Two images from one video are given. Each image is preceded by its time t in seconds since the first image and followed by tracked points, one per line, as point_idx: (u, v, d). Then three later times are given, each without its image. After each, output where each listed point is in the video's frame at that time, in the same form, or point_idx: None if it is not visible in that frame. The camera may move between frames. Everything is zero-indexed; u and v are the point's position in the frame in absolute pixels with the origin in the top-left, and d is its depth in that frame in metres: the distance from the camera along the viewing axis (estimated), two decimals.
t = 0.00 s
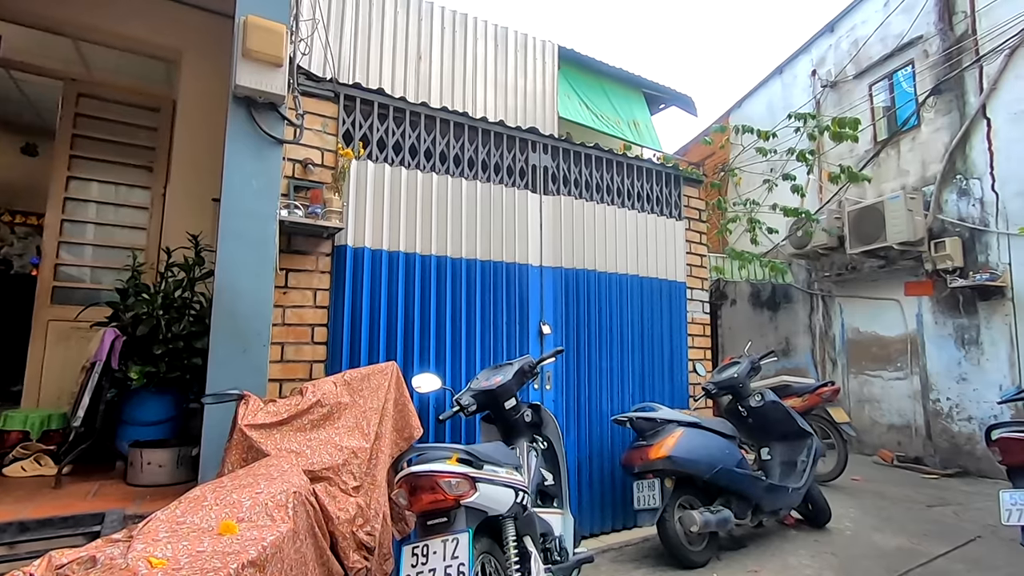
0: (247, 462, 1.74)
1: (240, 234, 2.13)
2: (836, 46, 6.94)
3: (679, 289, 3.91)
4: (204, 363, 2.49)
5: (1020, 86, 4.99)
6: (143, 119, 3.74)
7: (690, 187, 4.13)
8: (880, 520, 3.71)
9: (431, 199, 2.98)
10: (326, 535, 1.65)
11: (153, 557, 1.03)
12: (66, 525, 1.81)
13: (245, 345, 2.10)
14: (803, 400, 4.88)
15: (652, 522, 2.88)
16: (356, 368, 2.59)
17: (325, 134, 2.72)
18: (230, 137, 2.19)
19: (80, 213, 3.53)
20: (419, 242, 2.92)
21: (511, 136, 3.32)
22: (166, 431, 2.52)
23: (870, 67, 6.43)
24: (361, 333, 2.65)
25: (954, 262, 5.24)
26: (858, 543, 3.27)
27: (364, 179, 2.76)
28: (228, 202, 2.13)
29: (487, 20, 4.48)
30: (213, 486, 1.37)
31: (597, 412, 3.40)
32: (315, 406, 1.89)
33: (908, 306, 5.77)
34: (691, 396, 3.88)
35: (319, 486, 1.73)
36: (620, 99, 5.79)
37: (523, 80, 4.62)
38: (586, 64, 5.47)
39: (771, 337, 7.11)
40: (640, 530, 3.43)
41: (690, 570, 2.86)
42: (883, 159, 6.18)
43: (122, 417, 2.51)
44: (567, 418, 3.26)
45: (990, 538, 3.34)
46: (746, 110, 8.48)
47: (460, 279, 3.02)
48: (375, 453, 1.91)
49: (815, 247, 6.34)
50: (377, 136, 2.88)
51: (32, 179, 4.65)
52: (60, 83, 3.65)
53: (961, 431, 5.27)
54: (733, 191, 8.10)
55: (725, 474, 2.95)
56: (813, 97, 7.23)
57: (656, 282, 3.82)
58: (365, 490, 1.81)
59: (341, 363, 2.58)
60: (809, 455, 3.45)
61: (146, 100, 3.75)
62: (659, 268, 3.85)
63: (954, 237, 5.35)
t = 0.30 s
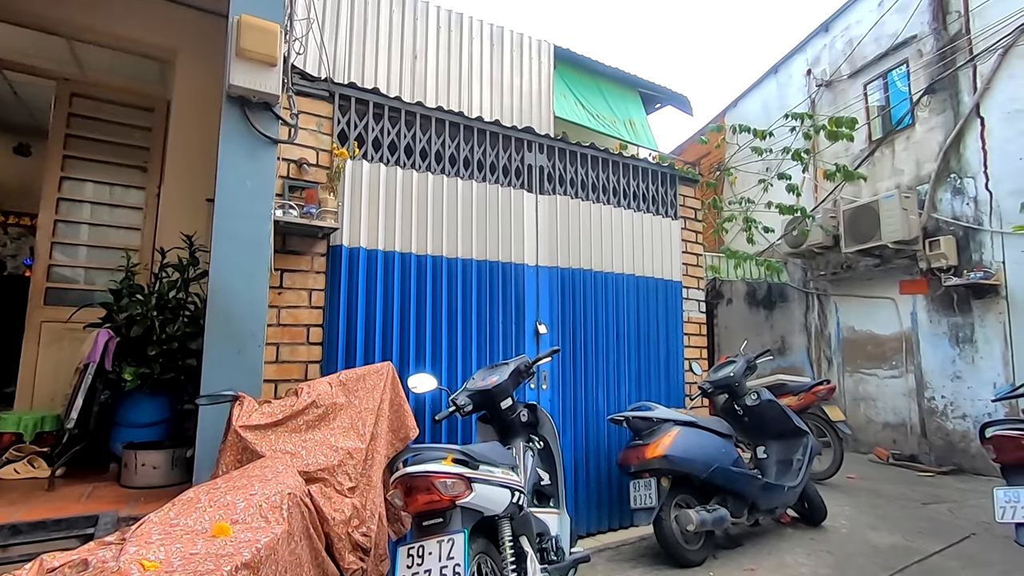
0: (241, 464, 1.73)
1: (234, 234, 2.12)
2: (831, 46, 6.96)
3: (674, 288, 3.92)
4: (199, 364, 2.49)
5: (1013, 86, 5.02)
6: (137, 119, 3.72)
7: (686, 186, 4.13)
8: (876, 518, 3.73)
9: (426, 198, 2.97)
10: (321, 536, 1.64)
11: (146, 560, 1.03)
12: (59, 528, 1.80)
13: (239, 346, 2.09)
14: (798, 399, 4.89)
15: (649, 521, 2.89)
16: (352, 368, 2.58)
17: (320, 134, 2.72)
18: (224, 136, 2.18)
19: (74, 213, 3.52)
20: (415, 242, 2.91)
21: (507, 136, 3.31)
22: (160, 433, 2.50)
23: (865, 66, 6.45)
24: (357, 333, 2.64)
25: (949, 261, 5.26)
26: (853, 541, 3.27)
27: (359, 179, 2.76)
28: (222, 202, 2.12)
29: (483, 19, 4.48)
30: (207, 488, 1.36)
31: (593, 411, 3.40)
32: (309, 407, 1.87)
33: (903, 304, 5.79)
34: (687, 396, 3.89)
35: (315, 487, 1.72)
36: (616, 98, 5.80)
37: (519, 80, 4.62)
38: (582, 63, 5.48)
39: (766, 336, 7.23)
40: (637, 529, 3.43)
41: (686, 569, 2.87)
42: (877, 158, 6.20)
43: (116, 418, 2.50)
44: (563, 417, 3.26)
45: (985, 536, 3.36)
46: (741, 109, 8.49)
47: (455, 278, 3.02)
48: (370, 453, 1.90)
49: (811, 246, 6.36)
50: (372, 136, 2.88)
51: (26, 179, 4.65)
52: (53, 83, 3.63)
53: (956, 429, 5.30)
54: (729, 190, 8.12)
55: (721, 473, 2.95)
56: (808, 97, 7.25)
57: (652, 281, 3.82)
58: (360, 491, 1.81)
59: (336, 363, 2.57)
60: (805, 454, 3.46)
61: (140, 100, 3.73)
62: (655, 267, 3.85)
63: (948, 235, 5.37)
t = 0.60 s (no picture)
0: (237, 466, 1.72)
1: (229, 236, 2.12)
2: (827, 46, 6.98)
3: (671, 288, 3.92)
4: (195, 366, 2.47)
5: (1008, 86, 5.04)
6: (132, 121, 3.71)
7: (682, 186, 4.13)
8: (873, 517, 3.73)
9: (423, 199, 2.97)
10: (317, 538, 1.64)
11: (140, 564, 1.02)
12: (54, 532, 1.78)
13: (235, 348, 2.08)
14: (796, 399, 4.91)
15: (646, 522, 2.86)
16: (349, 370, 2.58)
17: (316, 136, 2.71)
18: (219, 138, 2.18)
19: (69, 215, 3.50)
20: (412, 243, 2.91)
21: (504, 136, 3.31)
22: (155, 436, 2.50)
23: (860, 67, 6.47)
24: (353, 334, 2.64)
25: (944, 261, 5.28)
26: (851, 541, 3.28)
27: (356, 180, 2.75)
28: (217, 204, 2.12)
29: (479, 20, 4.48)
30: (203, 491, 1.35)
31: (591, 412, 3.40)
32: (306, 409, 1.87)
33: (899, 304, 5.80)
34: (684, 396, 3.89)
35: (311, 489, 1.71)
36: (612, 99, 5.81)
37: (515, 81, 4.62)
38: (578, 64, 5.48)
39: (763, 337, 7.19)
40: (635, 530, 3.43)
41: (683, 569, 2.87)
42: (873, 159, 6.22)
43: (111, 421, 2.49)
44: (561, 419, 3.26)
45: (981, 535, 3.37)
46: (737, 110, 8.51)
47: (452, 279, 3.01)
48: (367, 455, 1.90)
49: (807, 246, 6.38)
50: (368, 137, 2.87)
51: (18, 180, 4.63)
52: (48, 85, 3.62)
53: (952, 428, 5.31)
54: (726, 191, 8.14)
55: (718, 473, 2.95)
56: (804, 97, 7.27)
57: (649, 282, 3.82)
58: (357, 493, 1.81)
59: (333, 365, 2.57)
60: (802, 454, 3.47)
61: (135, 101, 3.72)
62: (652, 268, 3.85)
63: (943, 235, 5.39)
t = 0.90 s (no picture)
0: (235, 467, 1.72)
1: (227, 236, 2.11)
2: (824, 46, 6.99)
3: (670, 288, 3.92)
4: (193, 367, 2.46)
5: (1005, 85, 5.05)
6: (129, 121, 3.70)
7: (681, 186, 4.14)
8: (871, 516, 3.74)
9: (421, 199, 2.97)
10: (316, 539, 1.63)
11: (137, 565, 1.02)
12: (51, 533, 1.78)
13: (233, 348, 2.08)
14: (794, 398, 4.93)
15: (645, 520, 2.86)
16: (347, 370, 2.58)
17: (314, 135, 2.71)
18: (217, 138, 2.17)
19: (66, 216, 3.49)
20: (410, 242, 2.90)
21: (502, 136, 3.31)
22: (153, 437, 2.50)
23: (857, 66, 6.48)
24: (352, 334, 2.64)
25: (942, 259, 5.29)
26: (849, 539, 3.28)
27: (353, 180, 2.75)
28: (214, 204, 2.11)
29: (477, 20, 4.48)
30: (201, 491, 1.35)
31: (589, 411, 3.40)
32: (304, 409, 1.87)
33: (897, 303, 5.82)
34: (683, 395, 3.89)
35: (309, 490, 1.71)
36: (610, 99, 5.81)
37: (514, 81, 4.63)
38: (576, 63, 5.48)
39: (761, 335, 7.32)
40: (634, 529, 3.43)
41: (682, 568, 2.87)
42: (871, 158, 6.24)
43: (109, 422, 2.49)
44: (560, 418, 3.26)
45: (979, 532, 3.38)
46: (735, 109, 8.52)
47: (450, 279, 3.01)
48: (365, 455, 1.90)
49: (805, 245, 6.39)
50: (366, 137, 2.87)
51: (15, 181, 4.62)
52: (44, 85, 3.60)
53: (950, 426, 5.32)
54: (724, 190, 8.16)
55: (717, 472, 2.95)
56: (802, 96, 7.28)
57: (648, 281, 3.82)
58: (355, 493, 1.81)
59: (332, 365, 2.57)
60: (800, 452, 3.47)
61: (131, 101, 3.71)
62: (651, 267, 3.85)
63: (941, 234, 5.41)
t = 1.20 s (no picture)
0: (234, 469, 1.72)
1: (226, 237, 2.11)
2: (823, 46, 7.00)
3: (670, 288, 3.92)
4: (192, 368, 2.46)
5: (1004, 85, 5.05)
6: (129, 122, 3.70)
7: (680, 187, 4.14)
8: (871, 516, 3.74)
9: (421, 201, 2.97)
10: (315, 540, 1.63)
11: (135, 567, 1.02)
12: (50, 535, 1.77)
13: (232, 350, 2.08)
14: (794, 399, 4.94)
15: (645, 522, 2.84)
16: (347, 371, 2.58)
17: (314, 137, 2.72)
18: (216, 139, 2.17)
19: (66, 217, 3.49)
20: (409, 243, 2.90)
21: (501, 137, 3.32)
22: (152, 438, 2.50)
23: (857, 67, 6.49)
24: (351, 335, 2.64)
25: (942, 260, 5.29)
26: (849, 539, 3.28)
27: (353, 181, 2.75)
28: (213, 205, 2.11)
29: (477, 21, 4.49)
30: (199, 493, 1.35)
31: (589, 412, 3.40)
32: (304, 410, 1.87)
33: (897, 303, 5.82)
34: (683, 396, 3.89)
35: (309, 491, 1.71)
36: (610, 99, 5.81)
37: (513, 82, 4.63)
38: (576, 64, 5.48)
39: (760, 336, 7.32)
40: (633, 530, 3.43)
41: (682, 569, 2.87)
42: (870, 158, 6.24)
43: (108, 424, 2.48)
44: (560, 419, 3.26)
45: (979, 533, 3.38)
46: (735, 110, 8.52)
47: (450, 280, 3.01)
48: (365, 457, 1.90)
49: (804, 245, 6.40)
50: (366, 138, 2.87)
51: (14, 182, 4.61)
52: (43, 86, 3.61)
53: (950, 427, 5.32)
54: (724, 191, 8.16)
55: (717, 473, 2.95)
56: (802, 97, 7.28)
57: (647, 282, 3.82)
58: (354, 495, 1.80)
59: (331, 366, 2.57)
60: (800, 453, 3.47)
61: (131, 102, 3.71)
62: (651, 268, 3.86)
63: (941, 234, 5.41)
